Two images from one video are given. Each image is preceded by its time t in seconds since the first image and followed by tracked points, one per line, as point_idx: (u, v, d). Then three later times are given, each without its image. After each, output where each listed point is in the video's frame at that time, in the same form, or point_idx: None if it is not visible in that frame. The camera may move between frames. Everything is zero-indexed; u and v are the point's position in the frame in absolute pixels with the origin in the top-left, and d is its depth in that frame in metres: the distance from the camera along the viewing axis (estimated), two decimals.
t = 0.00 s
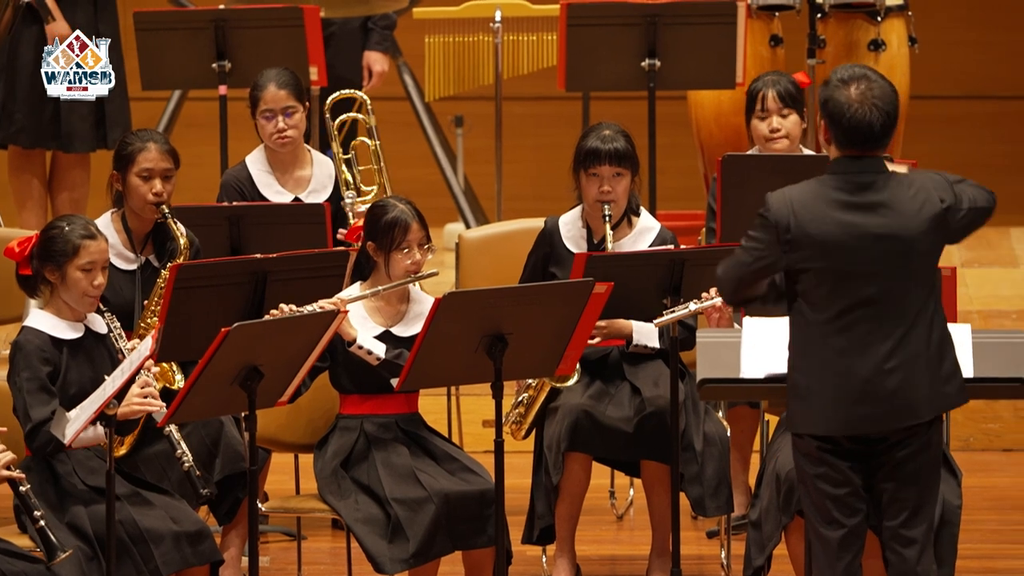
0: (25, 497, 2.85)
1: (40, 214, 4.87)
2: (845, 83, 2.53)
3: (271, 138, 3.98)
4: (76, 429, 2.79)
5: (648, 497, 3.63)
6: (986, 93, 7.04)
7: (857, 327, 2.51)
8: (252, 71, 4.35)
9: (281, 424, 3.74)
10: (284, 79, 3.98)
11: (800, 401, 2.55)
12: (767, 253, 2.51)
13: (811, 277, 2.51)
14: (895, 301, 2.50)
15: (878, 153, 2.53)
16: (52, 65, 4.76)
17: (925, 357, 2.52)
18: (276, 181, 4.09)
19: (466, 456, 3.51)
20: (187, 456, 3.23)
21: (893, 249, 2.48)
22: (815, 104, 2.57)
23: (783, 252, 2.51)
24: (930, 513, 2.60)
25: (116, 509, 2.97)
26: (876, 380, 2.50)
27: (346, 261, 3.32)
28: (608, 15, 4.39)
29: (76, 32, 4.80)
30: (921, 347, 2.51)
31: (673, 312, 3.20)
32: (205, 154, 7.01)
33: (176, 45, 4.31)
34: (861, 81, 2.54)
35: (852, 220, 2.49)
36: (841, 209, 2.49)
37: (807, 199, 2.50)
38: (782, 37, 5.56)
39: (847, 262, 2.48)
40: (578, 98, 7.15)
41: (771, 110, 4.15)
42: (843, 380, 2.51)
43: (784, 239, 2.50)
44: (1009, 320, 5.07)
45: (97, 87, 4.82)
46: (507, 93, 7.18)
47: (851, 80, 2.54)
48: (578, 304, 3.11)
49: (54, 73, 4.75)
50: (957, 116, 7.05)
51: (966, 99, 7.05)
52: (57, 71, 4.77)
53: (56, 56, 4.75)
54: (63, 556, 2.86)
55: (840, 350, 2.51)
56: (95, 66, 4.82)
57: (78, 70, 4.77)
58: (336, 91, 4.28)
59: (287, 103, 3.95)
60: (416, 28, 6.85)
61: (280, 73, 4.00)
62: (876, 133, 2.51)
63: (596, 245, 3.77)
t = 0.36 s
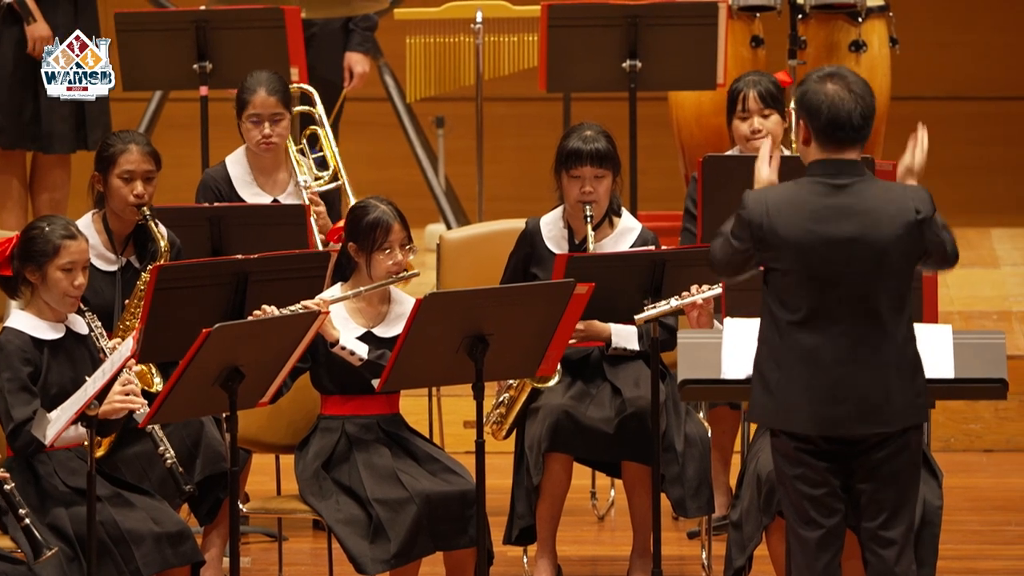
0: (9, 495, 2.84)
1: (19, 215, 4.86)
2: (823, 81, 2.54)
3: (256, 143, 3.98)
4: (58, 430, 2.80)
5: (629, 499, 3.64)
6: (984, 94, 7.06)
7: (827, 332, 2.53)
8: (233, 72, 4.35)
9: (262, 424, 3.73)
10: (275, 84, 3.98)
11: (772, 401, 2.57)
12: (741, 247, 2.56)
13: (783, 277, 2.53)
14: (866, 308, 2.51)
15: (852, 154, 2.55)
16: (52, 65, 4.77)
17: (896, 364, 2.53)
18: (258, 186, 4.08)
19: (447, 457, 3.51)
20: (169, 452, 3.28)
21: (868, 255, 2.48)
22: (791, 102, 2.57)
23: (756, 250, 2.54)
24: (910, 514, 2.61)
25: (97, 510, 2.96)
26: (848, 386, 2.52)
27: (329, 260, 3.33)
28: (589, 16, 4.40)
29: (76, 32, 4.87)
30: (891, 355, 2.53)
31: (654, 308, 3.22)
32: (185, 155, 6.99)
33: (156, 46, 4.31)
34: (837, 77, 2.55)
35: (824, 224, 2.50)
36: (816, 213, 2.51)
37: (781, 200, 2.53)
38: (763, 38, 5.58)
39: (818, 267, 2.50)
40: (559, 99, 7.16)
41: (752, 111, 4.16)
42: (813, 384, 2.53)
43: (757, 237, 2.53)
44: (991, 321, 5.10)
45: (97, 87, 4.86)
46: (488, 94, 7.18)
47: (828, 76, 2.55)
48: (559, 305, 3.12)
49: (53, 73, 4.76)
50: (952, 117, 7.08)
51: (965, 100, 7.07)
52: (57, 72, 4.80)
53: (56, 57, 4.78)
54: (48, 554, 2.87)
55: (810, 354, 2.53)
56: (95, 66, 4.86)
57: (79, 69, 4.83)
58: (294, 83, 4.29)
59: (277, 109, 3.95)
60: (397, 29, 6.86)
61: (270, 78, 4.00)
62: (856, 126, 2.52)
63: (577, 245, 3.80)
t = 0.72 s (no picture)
0: None
1: None
2: (817, 83, 2.57)
3: (237, 145, 3.97)
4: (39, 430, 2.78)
5: (610, 499, 3.65)
6: (972, 94, 7.09)
7: (813, 333, 2.54)
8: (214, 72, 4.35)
9: (243, 424, 3.73)
10: (259, 86, 3.98)
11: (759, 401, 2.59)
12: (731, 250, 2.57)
13: (771, 279, 2.55)
14: (854, 309, 2.53)
15: (842, 155, 2.57)
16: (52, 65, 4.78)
17: (883, 365, 2.55)
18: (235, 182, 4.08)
19: (428, 457, 3.51)
20: (150, 453, 3.26)
21: (854, 257, 2.51)
22: (785, 105, 2.59)
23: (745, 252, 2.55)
24: (896, 513, 2.62)
25: (78, 510, 2.96)
26: (833, 387, 2.54)
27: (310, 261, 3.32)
28: (570, 16, 4.41)
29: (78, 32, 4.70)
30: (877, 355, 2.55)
31: (636, 307, 3.24)
32: (166, 156, 6.98)
33: (136, 46, 4.31)
34: (831, 81, 2.58)
35: (810, 225, 2.52)
36: (805, 214, 2.52)
37: (770, 202, 2.54)
38: (743, 38, 5.60)
39: (804, 266, 2.52)
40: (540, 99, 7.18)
41: (737, 111, 4.17)
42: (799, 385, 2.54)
43: (746, 240, 2.54)
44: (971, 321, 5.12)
45: (95, 88, 4.54)
46: (469, 94, 7.19)
47: (822, 78, 2.58)
48: (540, 304, 3.13)
49: (54, 73, 4.76)
50: (943, 117, 7.10)
51: (953, 101, 7.10)
52: (57, 71, 4.78)
53: (55, 57, 4.78)
54: (25, 558, 2.81)
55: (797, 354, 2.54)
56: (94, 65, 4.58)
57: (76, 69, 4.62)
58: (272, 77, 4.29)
59: (261, 111, 3.96)
60: (378, 29, 6.86)
61: (255, 80, 4.00)
62: (849, 126, 2.55)
63: (558, 245, 3.79)
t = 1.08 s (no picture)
0: None
1: None
2: (814, 81, 2.57)
3: (220, 145, 3.98)
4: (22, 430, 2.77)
5: (594, 500, 3.66)
6: (961, 94, 7.13)
7: (800, 319, 2.56)
8: (197, 72, 4.35)
9: (226, 424, 3.73)
10: (244, 86, 3.98)
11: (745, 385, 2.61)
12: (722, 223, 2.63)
13: (757, 258, 2.58)
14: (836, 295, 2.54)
15: (836, 156, 2.58)
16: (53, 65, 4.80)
17: (869, 354, 2.56)
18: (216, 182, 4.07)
19: (411, 457, 3.52)
20: (134, 450, 3.27)
21: (836, 243, 2.52)
22: (781, 101, 2.60)
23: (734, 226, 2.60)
24: (883, 513, 2.63)
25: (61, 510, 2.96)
26: (814, 372, 2.55)
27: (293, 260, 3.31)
28: (554, 16, 4.42)
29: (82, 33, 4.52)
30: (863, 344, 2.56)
31: (620, 308, 3.25)
32: (149, 156, 6.97)
33: (118, 46, 4.31)
34: (827, 78, 2.58)
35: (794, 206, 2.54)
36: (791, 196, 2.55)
37: (759, 181, 2.58)
38: (726, 38, 5.61)
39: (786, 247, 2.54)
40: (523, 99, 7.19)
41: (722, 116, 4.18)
42: (785, 371, 2.56)
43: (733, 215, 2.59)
44: (953, 320, 5.15)
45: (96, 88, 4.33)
46: (452, 94, 7.19)
47: (818, 75, 2.58)
48: (523, 304, 3.13)
49: (54, 72, 4.80)
50: (935, 116, 7.12)
51: (941, 101, 7.13)
52: (57, 71, 4.80)
53: (56, 57, 4.80)
54: (10, 555, 2.82)
55: (783, 341, 2.56)
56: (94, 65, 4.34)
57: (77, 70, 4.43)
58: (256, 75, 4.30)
59: (246, 113, 3.97)
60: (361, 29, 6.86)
61: (240, 81, 4.00)
62: (846, 126, 2.56)
63: (542, 244, 3.81)
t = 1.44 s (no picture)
0: None
1: None
2: (799, 83, 2.59)
3: (208, 143, 3.98)
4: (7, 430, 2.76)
5: (579, 501, 3.67)
6: (952, 94, 7.15)
7: (794, 337, 2.56)
8: (183, 72, 4.35)
9: (212, 424, 3.72)
10: (234, 86, 3.98)
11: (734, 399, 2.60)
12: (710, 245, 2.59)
13: (748, 277, 2.56)
14: (830, 312, 2.54)
15: (824, 156, 2.59)
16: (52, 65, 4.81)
17: (861, 369, 2.57)
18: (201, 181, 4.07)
19: (397, 457, 3.52)
20: (120, 450, 3.27)
21: (830, 260, 2.52)
22: (766, 105, 2.61)
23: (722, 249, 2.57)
24: (868, 513, 2.64)
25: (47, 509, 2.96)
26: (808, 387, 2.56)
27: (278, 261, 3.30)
28: (540, 17, 4.42)
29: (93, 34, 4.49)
30: (853, 359, 2.56)
31: (607, 308, 3.26)
32: (135, 157, 6.96)
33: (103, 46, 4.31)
34: (812, 81, 2.60)
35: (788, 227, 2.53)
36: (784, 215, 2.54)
37: (750, 201, 2.56)
38: (713, 39, 5.63)
39: (781, 267, 2.53)
40: (509, 100, 7.20)
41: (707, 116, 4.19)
42: (779, 386, 2.56)
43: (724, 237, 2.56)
44: (939, 321, 5.17)
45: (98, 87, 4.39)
46: (438, 94, 7.20)
47: (803, 79, 2.60)
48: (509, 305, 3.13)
49: (55, 73, 4.80)
50: (924, 117, 7.15)
51: (928, 101, 7.16)
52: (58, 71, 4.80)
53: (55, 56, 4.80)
54: None
55: (777, 359, 2.57)
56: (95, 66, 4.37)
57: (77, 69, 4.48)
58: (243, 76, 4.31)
59: (236, 112, 3.96)
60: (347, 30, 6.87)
61: (229, 79, 4.00)
62: (832, 126, 2.58)
63: (528, 244, 3.82)
